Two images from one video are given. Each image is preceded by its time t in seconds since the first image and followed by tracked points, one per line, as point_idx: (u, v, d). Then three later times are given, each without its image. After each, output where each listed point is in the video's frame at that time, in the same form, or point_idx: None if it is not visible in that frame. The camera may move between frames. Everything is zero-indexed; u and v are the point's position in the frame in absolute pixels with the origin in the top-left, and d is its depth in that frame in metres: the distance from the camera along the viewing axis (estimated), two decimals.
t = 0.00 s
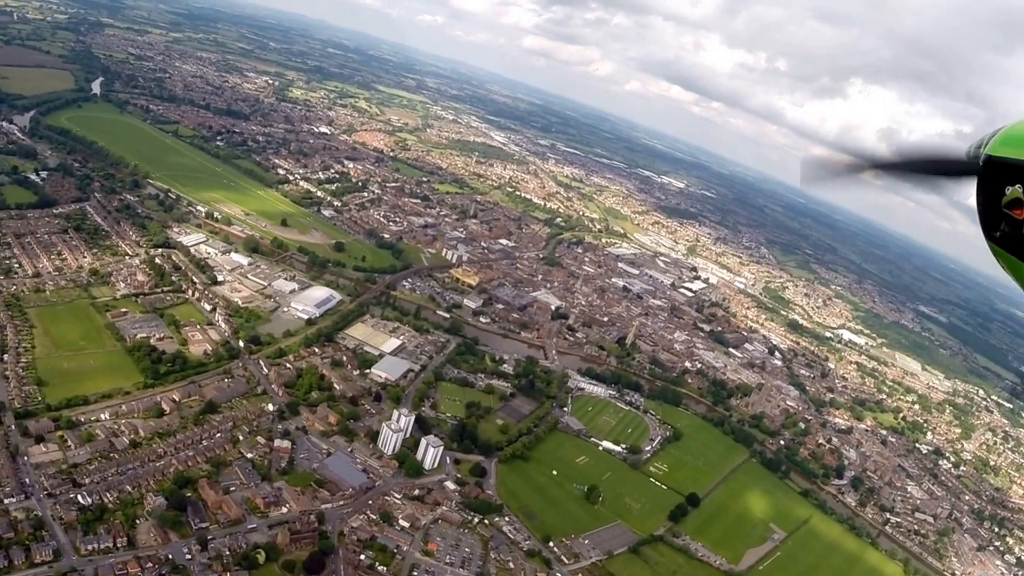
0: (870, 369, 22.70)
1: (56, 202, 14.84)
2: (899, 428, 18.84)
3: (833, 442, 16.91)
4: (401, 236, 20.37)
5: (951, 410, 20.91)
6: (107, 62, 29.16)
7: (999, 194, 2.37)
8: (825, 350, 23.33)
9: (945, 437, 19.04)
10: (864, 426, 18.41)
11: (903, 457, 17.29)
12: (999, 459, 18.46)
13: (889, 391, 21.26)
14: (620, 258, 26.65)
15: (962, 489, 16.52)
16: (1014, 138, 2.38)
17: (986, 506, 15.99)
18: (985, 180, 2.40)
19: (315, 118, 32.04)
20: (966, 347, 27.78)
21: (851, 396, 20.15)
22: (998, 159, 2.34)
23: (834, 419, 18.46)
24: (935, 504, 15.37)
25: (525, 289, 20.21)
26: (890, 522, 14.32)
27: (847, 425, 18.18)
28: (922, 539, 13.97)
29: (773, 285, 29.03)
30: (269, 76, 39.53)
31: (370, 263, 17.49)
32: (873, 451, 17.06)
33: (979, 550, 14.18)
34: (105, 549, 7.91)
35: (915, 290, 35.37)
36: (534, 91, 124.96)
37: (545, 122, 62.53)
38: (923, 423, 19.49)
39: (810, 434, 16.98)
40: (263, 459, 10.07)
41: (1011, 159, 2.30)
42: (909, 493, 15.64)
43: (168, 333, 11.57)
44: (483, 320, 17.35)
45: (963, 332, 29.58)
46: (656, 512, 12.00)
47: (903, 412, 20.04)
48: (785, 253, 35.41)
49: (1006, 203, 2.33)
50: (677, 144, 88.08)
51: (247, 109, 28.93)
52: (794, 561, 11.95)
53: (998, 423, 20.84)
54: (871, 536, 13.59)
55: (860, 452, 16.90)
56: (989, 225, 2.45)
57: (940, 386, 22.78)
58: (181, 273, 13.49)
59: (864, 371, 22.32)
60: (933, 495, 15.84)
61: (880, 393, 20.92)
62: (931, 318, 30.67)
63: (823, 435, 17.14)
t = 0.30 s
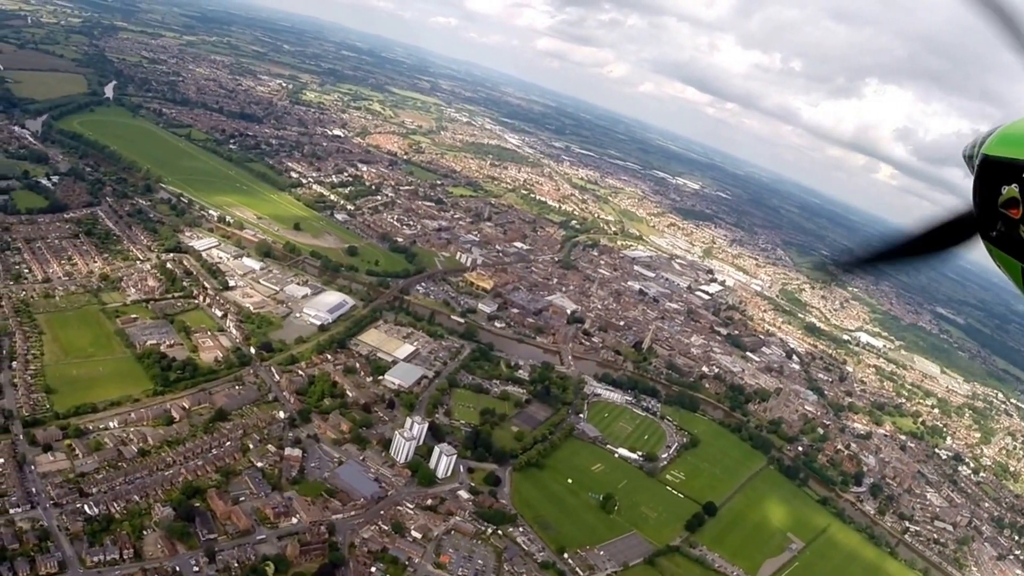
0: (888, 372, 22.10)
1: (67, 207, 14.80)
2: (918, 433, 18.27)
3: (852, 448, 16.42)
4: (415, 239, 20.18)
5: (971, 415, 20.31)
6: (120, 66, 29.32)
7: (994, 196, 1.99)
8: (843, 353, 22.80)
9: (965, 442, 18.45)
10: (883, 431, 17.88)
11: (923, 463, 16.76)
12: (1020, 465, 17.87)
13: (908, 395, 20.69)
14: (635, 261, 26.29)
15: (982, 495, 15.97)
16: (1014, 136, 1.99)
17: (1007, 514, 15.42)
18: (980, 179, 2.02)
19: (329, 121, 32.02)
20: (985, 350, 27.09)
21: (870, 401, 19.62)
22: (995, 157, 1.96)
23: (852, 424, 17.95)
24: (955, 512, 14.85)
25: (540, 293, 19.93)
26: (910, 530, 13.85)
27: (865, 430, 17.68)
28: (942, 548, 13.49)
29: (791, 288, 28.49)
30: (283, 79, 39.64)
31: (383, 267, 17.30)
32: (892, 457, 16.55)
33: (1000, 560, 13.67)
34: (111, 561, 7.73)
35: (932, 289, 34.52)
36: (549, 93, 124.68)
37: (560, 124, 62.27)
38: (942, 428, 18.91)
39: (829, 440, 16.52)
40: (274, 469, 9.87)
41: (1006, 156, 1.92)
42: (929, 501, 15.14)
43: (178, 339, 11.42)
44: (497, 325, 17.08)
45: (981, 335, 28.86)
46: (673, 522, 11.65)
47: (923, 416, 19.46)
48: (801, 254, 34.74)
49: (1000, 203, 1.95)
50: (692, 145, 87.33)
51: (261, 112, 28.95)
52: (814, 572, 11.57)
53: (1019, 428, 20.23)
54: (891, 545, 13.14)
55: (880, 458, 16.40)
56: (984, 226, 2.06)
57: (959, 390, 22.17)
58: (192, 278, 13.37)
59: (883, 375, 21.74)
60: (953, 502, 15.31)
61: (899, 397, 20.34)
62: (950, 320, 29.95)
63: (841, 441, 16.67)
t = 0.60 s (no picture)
0: (905, 377, 21.54)
1: (77, 212, 14.74)
2: (935, 439, 17.72)
3: (869, 455, 15.96)
4: (428, 243, 19.99)
5: (990, 420, 19.72)
6: (132, 70, 29.43)
7: (993, 197, 2.23)
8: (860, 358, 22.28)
9: (983, 448, 17.88)
10: (900, 438, 17.37)
11: (941, 470, 16.25)
12: None
13: (925, 400, 20.11)
14: (650, 264, 25.92)
15: (1002, 503, 15.44)
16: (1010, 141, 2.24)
17: None
18: (979, 181, 2.26)
19: (342, 124, 31.96)
20: (1003, 353, 26.39)
21: (887, 406, 19.11)
22: (994, 161, 2.22)
23: (870, 430, 17.46)
24: (974, 520, 14.36)
25: (554, 298, 19.65)
26: (929, 539, 13.41)
27: (883, 437, 17.18)
28: (962, 557, 13.03)
29: (807, 291, 27.96)
30: (296, 83, 39.68)
31: (395, 272, 17.11)
32: (910, 464, 16.05)
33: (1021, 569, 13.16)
34: (117, 573, 7.53)
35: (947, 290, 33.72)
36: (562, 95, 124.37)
37: (573, 126, 61.99)
38: (960, 434, 18.34)
39: (846, 447, 16.08)
40: (283, 478, 9.66)
41: (1005, 157, 2.17)
42: (948, 508, 14.66)
43: (187, 346, 11.27)
44: (511, 330, 16.83)
45: (1000, 338, 28.13)
46: (689, 531, 11.33)
47: (941, 422, 18.89)
48: (816, 258, 34.14)
49: (999, 205, 2.20)
50: (706, 147, 86.59)
51: (273, 115, 28.93)
52: None
53: None
54: (910, 555, 12.71)
55: (898, 465, 15.91)
56: (982, 228, 2.30)
57: (977, 395, 21.55)
58: (202, 284, 13.23)
59: (901, 380, 21.19)
60: (972, 510, 14.82)
61: (917, 403, 19.78)
62: (968, 324, 29.24)
63: (859, 448, 16.22)
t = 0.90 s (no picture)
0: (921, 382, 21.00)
1: (85, 217, 14.66)
2: (952, 445, 17.22)
3: (886, 462, 15.51)
4: (440, 248, 19.79)
5: (1009, 426, 19.16)
6: (144, 74, 29.53)
7: (991, 200, 2.28)
8: (876, 363, 21.76)
9: (1002, 455, 17.34)
10: (918, 445, 16.88)
11: (958, 477, 15.75)
12: None
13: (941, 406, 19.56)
14: (663, 268, 25.56)
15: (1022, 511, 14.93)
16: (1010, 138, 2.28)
17: None
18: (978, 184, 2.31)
19: (353, 127, 31.88)
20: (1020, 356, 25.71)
21: (904, 412, 18.63)
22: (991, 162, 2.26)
23: (886, 437, 16.99)
24: (993, 529, 13.90)
25: (567, 303, 19.37)
26: (948, 549, 12.98)
27: (899, 444, 16.70)
28: (981, 568, 12.59)
29: (822, 296, 27.47)
30: (307, 86, 39.70)
31: (406, 277, 16.92)
32: (927, 471, 15.57)
33: None
34: None
35: (963, 293, 32.97)
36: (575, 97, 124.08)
37: (585, 129, 61.69)
38: (978, 440, 17.81)
39: (863, 454, 15.65)
40: (290, 489, 9.44)
41: (1005, 161, 2.21)
42: (966, 517, 14.20)
43: (195, 353, 11.10)
44: (524, 336, 16.57)
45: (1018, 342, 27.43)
46: (705, 543, 11.00)
47: (959, 429, 18.37)
48: (831, 261, 33.58)
49: (997, 208, 2.25)
50: (719, 149, 85.92)
51: (284, 119, 28.90)
52: None
53: None
54: (930, 566, 12.30)
55: (915, 472, 15.44)
56: (981, 231, 2.37)
57: (995, 401, 20.97)
58: (211, 289, 13.09)
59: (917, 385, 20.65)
60: (991, 519, 14.35)
61: (934, 409, 19.25)
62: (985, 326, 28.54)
63: (876, 454, 15.77)
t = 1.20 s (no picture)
0: (936, 388, 20.48)
1: (93, 222, 14.59)
2: (969, 452, 16.77)
3: (902, 470, 15.10)
4: (450, 253, 19.59)
5: None
6: (155, 79, 29.61)
7: (991, 199, 2.56)
8: (891, 368, 21.31)
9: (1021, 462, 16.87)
10: (934, 452, 16.42)
11: (976, 485, 15.33)
12: None
13: (957, 412, 19.09)
14: (676, 272, 25.21)
15: None
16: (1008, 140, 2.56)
17: None
18: (980, 186, 2.59)
19: (363, 131, 31.80)
20: None
21: (920, 419, 18.19)
22: (990, 165, 2.55)
23: (902, 444, 16.54)
24: (1013, 539, 13.49)
25: (578, 308, 19.09)
26: (966, 559, 12.60)
27: (916, 451, 16.27)
28: None
29: (836, 299, 26.97)
30: (317, 90, 39.70)
31: (417, 282, 16.74)
32: (944, 479, 15.15)
33: None
34: None
35: (978, 296, 32.28)
36: (586, 100, 123.71)
37: (597, 131, 61.37)
38: (995, 447, 17.35)
39: (880, 462, 15.26)
40: (297, 500, 9.21)
41: (1007, 163, 2.48)
42: (984, 526, 13.80)
43: (201, 361, 10.95)
44: (535, 342, 16.33)
45: None
46: (720, 554, 10.71)
47: (975, 435, 17.89)
48: (845, 264, 33.00)
49: (998, 209, 2.52)
50: (731, 152, 85.18)
51: (294, 123, 28.87)
52: None
53: None
54: None
55: (932, 481, 15.03)
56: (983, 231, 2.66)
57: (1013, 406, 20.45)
58: (218, 296, 12.95)
59: (932, 391, 20.13)
60: (1010, 529, 13.94)
61: (950, 415, 18.74)
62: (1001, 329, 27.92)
63: (892, 462, 15.39)
